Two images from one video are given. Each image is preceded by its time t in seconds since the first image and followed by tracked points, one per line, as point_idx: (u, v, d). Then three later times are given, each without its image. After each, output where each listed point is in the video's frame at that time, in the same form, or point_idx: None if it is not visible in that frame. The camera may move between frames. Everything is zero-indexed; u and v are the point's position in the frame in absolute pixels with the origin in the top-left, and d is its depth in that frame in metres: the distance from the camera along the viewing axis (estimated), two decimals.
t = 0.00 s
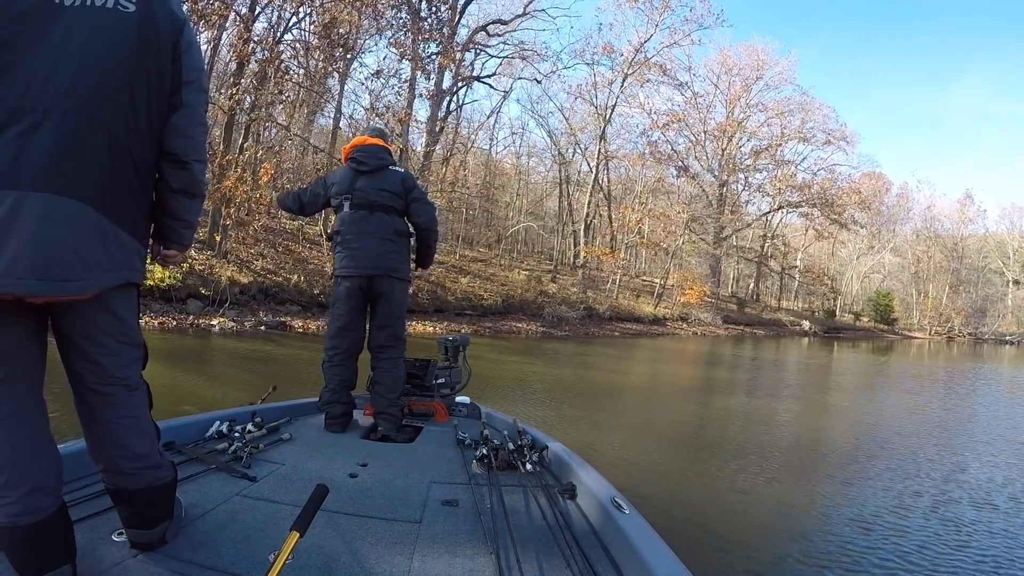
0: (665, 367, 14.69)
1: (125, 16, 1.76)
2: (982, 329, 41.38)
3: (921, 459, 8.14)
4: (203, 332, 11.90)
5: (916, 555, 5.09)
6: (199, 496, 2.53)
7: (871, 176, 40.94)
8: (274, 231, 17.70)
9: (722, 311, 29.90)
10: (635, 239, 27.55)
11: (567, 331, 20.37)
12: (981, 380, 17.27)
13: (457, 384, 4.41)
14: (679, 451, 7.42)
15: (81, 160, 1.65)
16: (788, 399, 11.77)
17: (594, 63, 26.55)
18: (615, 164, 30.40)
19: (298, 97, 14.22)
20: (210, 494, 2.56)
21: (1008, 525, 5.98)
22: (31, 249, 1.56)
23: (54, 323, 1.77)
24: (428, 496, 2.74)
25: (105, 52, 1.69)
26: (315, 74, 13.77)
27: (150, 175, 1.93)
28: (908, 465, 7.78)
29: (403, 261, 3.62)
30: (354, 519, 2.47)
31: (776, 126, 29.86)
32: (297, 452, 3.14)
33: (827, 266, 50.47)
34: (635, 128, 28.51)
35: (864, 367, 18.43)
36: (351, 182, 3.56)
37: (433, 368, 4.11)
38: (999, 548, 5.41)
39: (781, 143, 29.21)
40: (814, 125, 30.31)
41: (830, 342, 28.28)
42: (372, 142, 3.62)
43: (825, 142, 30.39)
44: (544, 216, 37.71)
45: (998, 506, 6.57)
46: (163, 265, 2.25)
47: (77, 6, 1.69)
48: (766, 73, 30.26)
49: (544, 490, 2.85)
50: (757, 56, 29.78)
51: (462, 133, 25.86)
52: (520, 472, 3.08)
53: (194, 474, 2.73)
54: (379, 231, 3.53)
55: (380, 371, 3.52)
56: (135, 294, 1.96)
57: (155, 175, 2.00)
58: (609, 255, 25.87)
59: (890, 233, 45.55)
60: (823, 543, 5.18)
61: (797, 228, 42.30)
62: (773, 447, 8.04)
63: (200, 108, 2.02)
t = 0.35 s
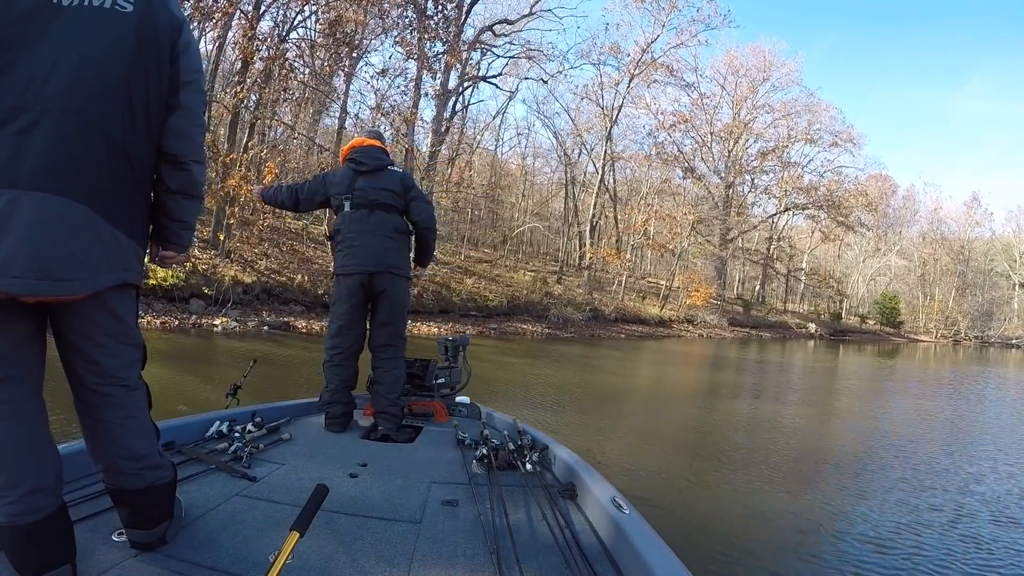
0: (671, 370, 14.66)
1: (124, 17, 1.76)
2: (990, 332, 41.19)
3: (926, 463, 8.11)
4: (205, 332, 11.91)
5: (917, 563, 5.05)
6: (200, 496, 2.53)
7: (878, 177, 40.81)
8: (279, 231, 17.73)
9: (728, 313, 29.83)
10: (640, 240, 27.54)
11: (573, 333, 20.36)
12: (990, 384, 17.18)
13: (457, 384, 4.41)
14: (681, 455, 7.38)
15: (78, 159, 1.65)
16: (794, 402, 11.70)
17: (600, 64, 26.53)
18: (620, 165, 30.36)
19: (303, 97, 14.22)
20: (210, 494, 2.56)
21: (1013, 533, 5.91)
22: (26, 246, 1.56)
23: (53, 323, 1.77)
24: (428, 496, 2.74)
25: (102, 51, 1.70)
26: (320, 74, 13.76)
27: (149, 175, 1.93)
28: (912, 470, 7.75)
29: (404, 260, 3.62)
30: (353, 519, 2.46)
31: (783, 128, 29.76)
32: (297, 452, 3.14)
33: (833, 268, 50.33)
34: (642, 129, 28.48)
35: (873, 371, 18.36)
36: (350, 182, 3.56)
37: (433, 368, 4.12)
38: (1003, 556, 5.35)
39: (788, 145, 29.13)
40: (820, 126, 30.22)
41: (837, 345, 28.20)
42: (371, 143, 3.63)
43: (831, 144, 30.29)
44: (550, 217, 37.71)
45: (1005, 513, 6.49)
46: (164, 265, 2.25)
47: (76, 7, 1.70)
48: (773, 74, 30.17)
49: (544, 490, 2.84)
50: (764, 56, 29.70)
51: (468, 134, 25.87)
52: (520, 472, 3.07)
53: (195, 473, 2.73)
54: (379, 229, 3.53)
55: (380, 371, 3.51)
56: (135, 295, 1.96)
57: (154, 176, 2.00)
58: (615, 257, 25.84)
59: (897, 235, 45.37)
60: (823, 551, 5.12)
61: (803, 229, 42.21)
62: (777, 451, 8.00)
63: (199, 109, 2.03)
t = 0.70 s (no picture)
0: (673, 373, 14.65)
1: (119, 15, 1.77)
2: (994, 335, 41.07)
3: (927, 466, 8.10)
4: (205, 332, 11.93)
5: (916, 567, 5.03)
6: (198, 496, 2.53)
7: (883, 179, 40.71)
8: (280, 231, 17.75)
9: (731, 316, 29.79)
10: (643, 242, 27.55)
11: (575, 335, 20.36)
12: (994, 387, 17.14)
13: (457, 384, 4.40)
14: (683, 459, 7.33)
15: (75, 155, 1.66)
16: (796, 406, 11.67)
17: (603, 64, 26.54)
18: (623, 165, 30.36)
19: (306, 96, 14.24)
20: (208, 493, 2.56)
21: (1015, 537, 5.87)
22: (22, 244, 1.56)
23: (52, 320, 1.77)
24: (429, 495, 2.73)
25: (99, 49, 1.70)
26: (322, 72, 13.78)
27: (146, 173, 1.93)
28: (914, 473, 7.74)
29: (404, 257, 3.62)
30: (351, 518, 2.46)
31: (787, 129, 29.70)
32: (296, 452, 3.13)
33: (837, 270, 50.26)
34: (645, 130, 28.47)
35: (876, 374, 18.33)
36: (344, 183, 3.56)
37: (433, 368, 4.11)
38: (1003, 559, 5.32)
39: (791, 146, 29.08)
40: (824, 128, 30.17)
41: (841, 347, 28.15)
42: (363, 142, 3.62)
43: (835, 145, 30.24)
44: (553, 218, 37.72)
45: (1007, 516, 6.45)
46: (162, 264, 2.24)
47: (71, 6, 1.70)
48: (776, 75, 30.11)
49: (544, 490, 2.84)
50: (768, 58, 29.68)
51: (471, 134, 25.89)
52: (520, 472, 3.07)
53: (194, 473, 2.73)
54: (375, 228, 3.53)
55: (380, 371, 3.50)
56: (134, 294, 1.96)
57: (152, 173, 2.00)
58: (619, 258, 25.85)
59: (901, 238, 45.26)
60: (825, 556, 5.06)
61: (806, 231, 42.14)
62: (780, 455, 7.97)
63: (196, 107, 2.03)
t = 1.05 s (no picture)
0: (673, 373, 14.65)
1: (117, 9, 1.77)
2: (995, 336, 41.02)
3: (927, 468, 8.11)
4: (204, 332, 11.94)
5: (913, 568, 5.05)
6: (199, 496, 2.53)
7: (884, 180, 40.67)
8: (280, 231, 17.75)
9: (732, 316, 29.78)
10: (644, 242, 27.59)
11: (575, 335, 20.38)
12: (994, 389, 17.13)
13: (457, 385, 4.41)
14: (683, 461, 7.31)
15: (76, 150, 1.65)
16: (796, 407, 11.66)
17: (604, 64, 26.55)
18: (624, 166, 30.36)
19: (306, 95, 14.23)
20: (208, 493, 2.56)
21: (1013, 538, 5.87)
22: (24, 239, 1.55)
23: (54, 319, 1.77)
24: (428, 496, 2.73)
25: (98, 41, 1.70)
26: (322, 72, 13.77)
27: (148, 165, 1.94)
28: (913, 474, 7.74)
29: (402, 256, 3.63)
30: (351, 518, 2.46)
31: (788, 129, 29.67)
32: (296, 452, 3.14)
33: (838, 271, 50.24)
34: (646, 130, 28.47)
35: (878, 375, 18.32)
36: (346, 182, 3.55)
37: (433, 369, 4.12)
38: (1002, 561, 5.34)
39: (793, 146, 29.06)
40: (824, 128, 30.16)
41: (841, 348, 28.13)
42: (366, 141, 3.61)
43: (836, 146, 30.23)
44: (553, 218, 37.74)
45: (1004, 518, 6.45)
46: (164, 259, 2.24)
47: None
48: (778, 75, 30.10)
49: (543, 490, 2.84)
50: (769, 58, 29.66)
51: (472, 135, 25.91)
52: (520, 472, 3.07)
53: (194, 473, 2.73)
54: (375, 227, 3.53)
55: (380, 372, 3.51)
56: (135, 290, 1.97)
57: (153, 166, 2.01)
58: (619, 258, 25.85)
59: (902, 238, 45.24)
60: (827, 558, 5.06)
61: (807, 232, 42.12)
62: (780, 456, 7.97)
63: (195, 99, 2.05)
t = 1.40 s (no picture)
0: (673, 372, 14.65)
1: (135, 14, 1.77)
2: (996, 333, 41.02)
3: (928, 465, 8.11)
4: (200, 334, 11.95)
5: (913, 564, 5.06)
6: (201, 496, 2.53)
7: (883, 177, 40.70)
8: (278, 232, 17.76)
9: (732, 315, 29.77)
10: (644, 241, 27.63)
11: (575, 335, 20.39)
12: (996, 386, 17.12)
13: (457, 385, 4.43)
14: (685, 460, 7.30)
15: (94, 154, 1.65)
16: (797, 405, 11.66)
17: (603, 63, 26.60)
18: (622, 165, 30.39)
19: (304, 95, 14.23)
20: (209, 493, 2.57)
21: (1014, 534, 5.88)
22: (43, 240, 1.56)
23: (64, 322, 1.75)
24: (428, 495, 2.74)
25: (116, 47, 1.70)
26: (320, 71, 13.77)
27: (161, 171, 1.93)
28: (914, 471, 7.75)
29: (401, 258, 3.63)
30: (352, 518, 2.47)
31: (788, 127, 29.68)
32: (296, 452, 3.14)
33: (837, 269, 50.25)
34: (645, 129, 28.50)
35: (878, 373, 18.32)
36: (346, 181, 3.55)
37: (433, 368, 4.12)
38: (1005, 557, 5.34)
39: (792, 144, 29.05)
40: (823, 126, 30.17)
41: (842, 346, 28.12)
42: (365, 141, 3.61)
43: (835, 144, 30.26)
44: (552, 218, 37.76)
45: (1005, 513, 6.46)
46: (171, 261, 2.23)
47: (88, 4, 1.69)
48: (776, 73, 30.15)
49: (544, 490, 2.84)
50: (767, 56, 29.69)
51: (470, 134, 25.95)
52: (520, 472, 3.07)
53: (194, 473, 2.74)
54: (375, 228, 3.53)
55: (380, 372, 3.51)
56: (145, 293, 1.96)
57: (166, 172, 1.99)
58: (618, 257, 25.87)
59: (902, 236, 45.25)
60: (829, 556, 5.05)
61: (807, 230, 42.13)
62: (780, 454, 7.97)
63: (209, 107, 2.04)
